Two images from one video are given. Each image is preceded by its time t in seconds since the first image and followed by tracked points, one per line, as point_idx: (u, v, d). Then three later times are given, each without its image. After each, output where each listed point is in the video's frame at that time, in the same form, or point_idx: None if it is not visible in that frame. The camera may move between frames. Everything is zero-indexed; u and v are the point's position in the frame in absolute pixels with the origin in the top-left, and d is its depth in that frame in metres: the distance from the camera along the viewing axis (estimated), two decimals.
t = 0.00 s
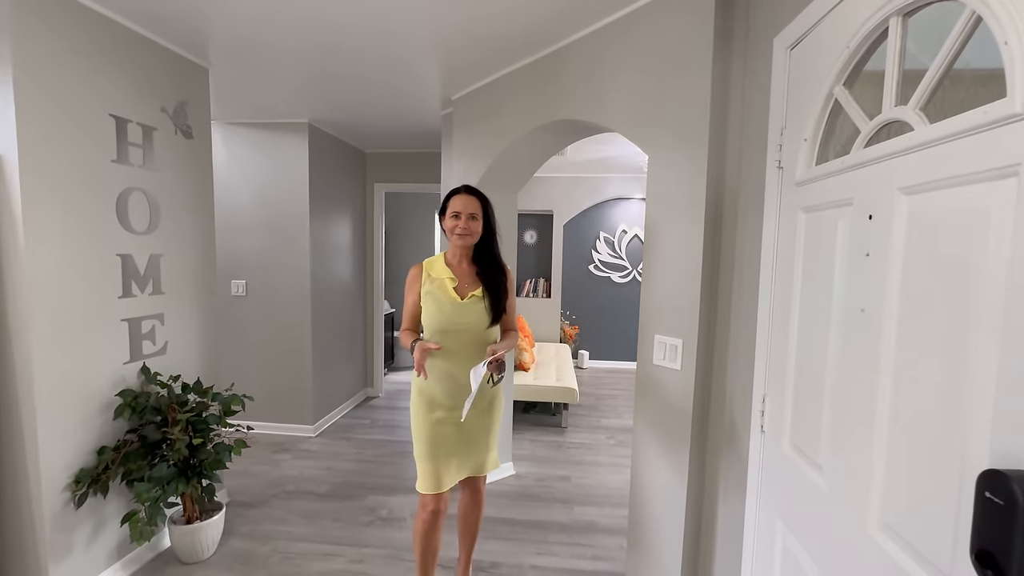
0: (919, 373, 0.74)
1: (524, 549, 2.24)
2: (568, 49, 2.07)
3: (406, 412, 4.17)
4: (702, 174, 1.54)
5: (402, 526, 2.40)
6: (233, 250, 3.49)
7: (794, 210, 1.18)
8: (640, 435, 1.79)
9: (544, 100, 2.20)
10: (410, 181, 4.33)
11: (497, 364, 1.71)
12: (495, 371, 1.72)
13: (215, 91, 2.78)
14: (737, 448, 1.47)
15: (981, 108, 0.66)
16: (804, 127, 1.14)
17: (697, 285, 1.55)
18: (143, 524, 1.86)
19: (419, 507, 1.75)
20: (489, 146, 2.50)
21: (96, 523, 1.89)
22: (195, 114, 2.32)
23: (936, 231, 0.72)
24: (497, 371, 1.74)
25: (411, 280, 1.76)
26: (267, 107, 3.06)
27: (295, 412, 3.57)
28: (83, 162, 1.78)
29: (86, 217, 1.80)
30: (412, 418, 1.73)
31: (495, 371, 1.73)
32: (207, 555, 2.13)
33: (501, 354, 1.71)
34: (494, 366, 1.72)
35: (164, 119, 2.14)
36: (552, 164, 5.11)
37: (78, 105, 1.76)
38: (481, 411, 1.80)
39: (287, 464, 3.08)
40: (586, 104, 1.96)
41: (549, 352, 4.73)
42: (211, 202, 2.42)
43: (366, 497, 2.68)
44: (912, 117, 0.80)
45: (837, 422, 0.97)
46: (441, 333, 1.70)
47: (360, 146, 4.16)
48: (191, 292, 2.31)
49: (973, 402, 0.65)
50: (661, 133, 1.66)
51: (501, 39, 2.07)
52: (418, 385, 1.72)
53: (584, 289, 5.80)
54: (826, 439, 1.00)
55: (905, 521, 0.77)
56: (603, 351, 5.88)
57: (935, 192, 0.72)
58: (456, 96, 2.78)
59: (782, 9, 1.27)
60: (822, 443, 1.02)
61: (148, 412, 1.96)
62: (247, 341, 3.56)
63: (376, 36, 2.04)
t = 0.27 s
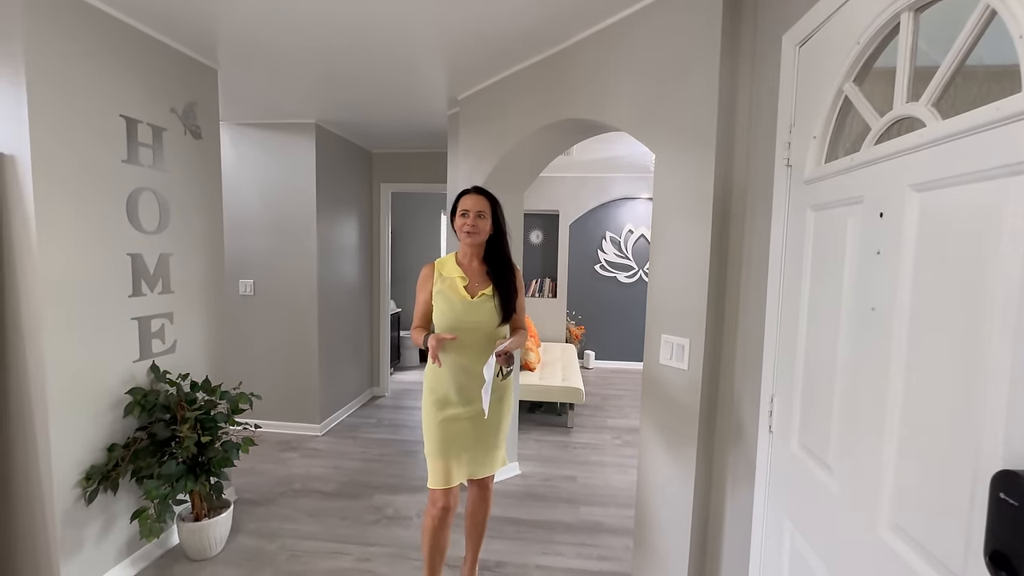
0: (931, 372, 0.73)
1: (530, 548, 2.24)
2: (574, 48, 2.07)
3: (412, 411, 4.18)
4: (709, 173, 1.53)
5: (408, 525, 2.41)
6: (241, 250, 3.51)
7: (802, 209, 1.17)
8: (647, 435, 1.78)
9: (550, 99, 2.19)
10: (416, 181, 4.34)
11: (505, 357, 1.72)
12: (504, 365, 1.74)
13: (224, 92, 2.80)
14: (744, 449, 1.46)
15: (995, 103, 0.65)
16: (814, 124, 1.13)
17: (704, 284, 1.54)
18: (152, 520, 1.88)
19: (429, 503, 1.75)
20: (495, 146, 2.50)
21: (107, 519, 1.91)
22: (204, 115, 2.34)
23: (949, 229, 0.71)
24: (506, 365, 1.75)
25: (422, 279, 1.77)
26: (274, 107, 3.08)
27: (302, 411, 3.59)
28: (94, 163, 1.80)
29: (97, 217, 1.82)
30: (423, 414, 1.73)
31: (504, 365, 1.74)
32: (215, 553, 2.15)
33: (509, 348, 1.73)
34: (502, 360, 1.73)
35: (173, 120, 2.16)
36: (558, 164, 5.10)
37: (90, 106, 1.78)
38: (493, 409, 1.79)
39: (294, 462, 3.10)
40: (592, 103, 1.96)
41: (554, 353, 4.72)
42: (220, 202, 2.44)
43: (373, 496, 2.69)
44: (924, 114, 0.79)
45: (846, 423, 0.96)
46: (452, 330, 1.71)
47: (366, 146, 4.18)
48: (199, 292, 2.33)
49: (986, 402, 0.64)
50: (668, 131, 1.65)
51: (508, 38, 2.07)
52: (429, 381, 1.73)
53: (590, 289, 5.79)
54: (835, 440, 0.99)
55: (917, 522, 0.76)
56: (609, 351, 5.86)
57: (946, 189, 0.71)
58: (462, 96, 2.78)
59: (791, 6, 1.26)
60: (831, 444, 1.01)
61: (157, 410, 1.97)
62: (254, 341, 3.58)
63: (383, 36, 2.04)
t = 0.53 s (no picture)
0: (941, 372, 0.73)
1: (534, 549, 2.23)
2: (579, 47, 2.06)
3: (416, 411, 4.18)
4: (715, 172, 1.51)
5: (411, 525, 2.41)
6: (246, 250, 3.52)
7: (810, 208, 1.16)
8: (651, 436, 1.77)
9: (554, 99, 2.18)
10: (420, 181, 4.34)
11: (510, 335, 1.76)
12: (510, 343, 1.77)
13: (229, 92, 2.81)
14: (750, 449, 1.45)
15: (1009, 99, 0.64)
16: (821, 122, 1.12)
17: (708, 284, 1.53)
18: (157, 519, 1.88)
19: (432, 502, 1.75)
20: (499, 145, 2.49)
21: (112, 517, 1.91)
22: (209, 115, 2.34)
23: (960, 227, 0.70)
24: (511, 344, 1.78)
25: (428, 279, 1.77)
26: (279, 107, 3.08)
27: (306, 410, 3.59)
28: (100, 163, 1.81)
29: (103, 217, 1.83)
30: (429, 413, 1.73)
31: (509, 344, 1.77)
32: (219, 551, 2.15)
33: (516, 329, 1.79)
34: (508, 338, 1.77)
35: (179, 120, 2.17)
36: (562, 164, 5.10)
37: (96, 107, 1.79)
38: (498, 409, 1.79)
39: (298, 462, 3.11)
40: (597, 102, 1.95)
41: (558, 353, 4.71)
42: (224, 201, 2.45)
43: (376, 496, 2.69)
44: (934, 111, 0.78)
45: (854, 424, 0.95)
46: (458, 328, 1.71)
47: (370, 146, 4.19)
48: (204, 291, 2.33)
49: (1000, 404, 0.63)
50: (673, 130, 1.64)
51: (512, 38, 2.06)
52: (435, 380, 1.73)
53: (594, 289, 5.78)
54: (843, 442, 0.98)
55: (927, 525, 0.75)
56: (613, 351, 5.85)
57: (958, 187, 0.70)
58: (466, 95, 2.78)
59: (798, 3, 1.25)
60: (839, 445, 1.00)
61: (162, 409, 1.98)
62: (259, 340, 3.59)
63: (388, 35, 2.04)
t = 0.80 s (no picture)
0: (946, 373, 0.72)
1: (535, 549, 2.23)
2: (581, 46, 2.05)
3: (418, 411, 4.18)
4: (717, 171, 1.50)
5: (413, 525, 2.41)
6: (248, 249, 3.53)
7: (813, 206, 1.16)
8: (653, 436, 1.77)
9: (556, 98, 2.18)
10: (422, 181, 4.34)
11: (512, 331, 1.73)
12: (513, 339, 1.74)
13: (231, 92, 2.81)
14: (752, 450, 1.44)
15: (1015, 95, 0.63)
16: (825, 121, 1.11)
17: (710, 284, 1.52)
18: (159, 519, 1.88)
19: (433, 503, 1.75)
20: (501, 145, 2.49)
21: (114, 517, 1.92)
22: (211, 115, 2.35)
23: (964, 227, 0.69)
24: (514, 340, 1.75)
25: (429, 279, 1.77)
26: (281, 107, 3.09)
27: (308, 410, 3.60)
28: (102, 163, 1.81)
29: (105, 217, 1.83)
30: (431, 412, 1.73)
31: (512, 340, 1.74)
32: (221, 551, 2.15)
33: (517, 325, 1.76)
34: (510, 334, 1.73)
35: (181, 120, 2.17)
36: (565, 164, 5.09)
37: (98, 107, 1.79)
38: (499, 409, 1.78)
39: (300, 461, 3.11)
40: (598, 101, 1.94)
41: (560, 353, 4.71)
42: (227, 201, 2.45)
43: (378, 495, 2.69)
44: (939, 108, 0.77)
45: (858, 425, 0.94)
46: (459, 328, 1.70)
47: (372, 146, 4.19)
48: (206, 291, 2.33)
49: (1006, 404, 0.62)
50: (675, 129, 1.64)
51: (513, 37, 2.06)
52: (437, 380, 1.73)
53: (596, 289, 5.77)
54: (846, 443, 0.98)
55: (932, 527, 0.74)
56: (615, 351, 5.84)
57: (963, 185, 0.70)
58: (468, 95, 2.78)
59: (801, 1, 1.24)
60: (843, 446, 0.99)
61: (164, 408, 1.99)
62: (261, 340, 3.59)
63: (389, 35, 2.04)
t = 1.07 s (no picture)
0: (948, 373, 0.71)
1: (535, 549, 2.22)
2: (581, 45, 2.05)
3: (418, 410, 4.18)
4: (718, 170, 1.50)
5: (413, 525, 2.40)
6: (248, 249, 3.53)
7: (814, 205, 1.15)
8: (653, 435, 1.76)
9: (557, 97, 2.17)
10: (423, 181, 4.34)
11: (506, 346, 1.73)
12: (506, 354, 1.74)
13: (232, 92, 2.81)
14: (753, 450, 1.43)
15: (1018, 91, 0.63)
16: (826, 118, 1.11)
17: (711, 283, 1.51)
18: (158, 518, 1.88)
19: (431, 504, 1.74)
20: (501, 144, 2.48)
21: (114, 516, 1.92)
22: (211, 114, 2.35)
23: (967, 224, 0.68)
24: (508, 355, 1.75)
25: (426, 278, 1.76)
26: (282, 106, 3.09)
27: (308, 410, 3.60)
28: (102, 162, 1.81)
29: (104, 217, 1.83)
30: (430, 412, 1.73)
31: (506, 354, 1.74)
32: (220, 550, 2.15)
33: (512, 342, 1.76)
34: (504, 349, 1.74)
35: (181, 119, 2.17)
36: (566, 164, 5.08)
37: (98, 106, 1.79)
38: (499, 409, 1.78)
39: (300, 461, 3.11)
40: (599, 100, 1.94)
41: (561, 353, 4.70)
42: (227, 200, 2.45)
43: (378, 495, 2.69)
44: (941, 104, 0.76)
45: (859, 425, 0.93)
46: (458, 327, 1.70)
47: (373, 146, 4.19)
48: (206, 290, 2.33)
49: (1009, 403, 0.61)
50: (676, 128, 1.63)
51: (514, 36, 2.05)
52: (437, 380, 1.72)
53: (597, 289, 5.76)
54: (848, 442, 0.97)
55: (933, 528, 0.74)
56: (616, 351, 5.83)
57: (965, 182, 0.69)
58: (468, 94, 2.78)
59: None
60: (844, 446, 0.99)
61: (164, 408, 1.98)
62: (261, 339, 3.59)
63: (390, 33, 2.04)
